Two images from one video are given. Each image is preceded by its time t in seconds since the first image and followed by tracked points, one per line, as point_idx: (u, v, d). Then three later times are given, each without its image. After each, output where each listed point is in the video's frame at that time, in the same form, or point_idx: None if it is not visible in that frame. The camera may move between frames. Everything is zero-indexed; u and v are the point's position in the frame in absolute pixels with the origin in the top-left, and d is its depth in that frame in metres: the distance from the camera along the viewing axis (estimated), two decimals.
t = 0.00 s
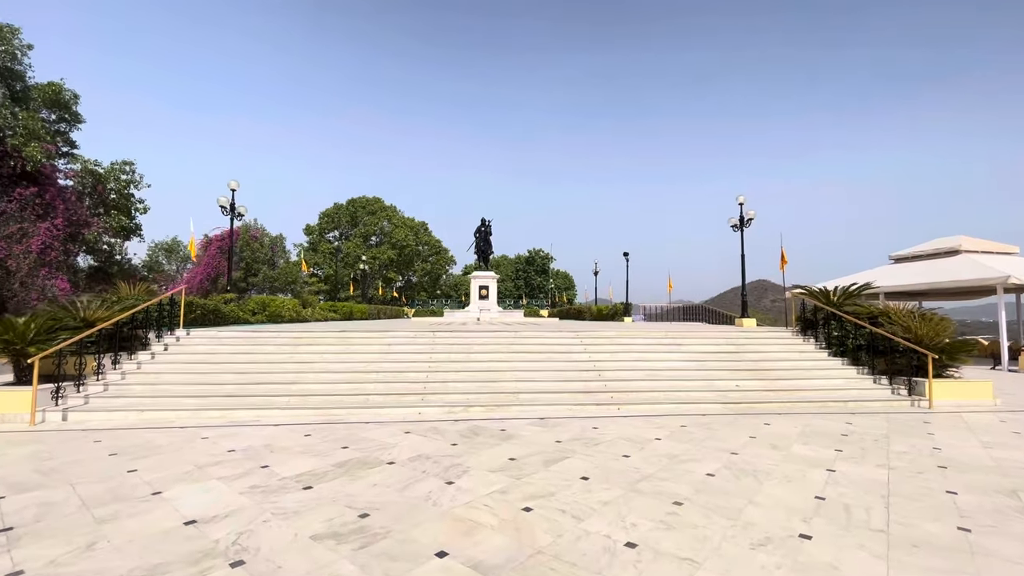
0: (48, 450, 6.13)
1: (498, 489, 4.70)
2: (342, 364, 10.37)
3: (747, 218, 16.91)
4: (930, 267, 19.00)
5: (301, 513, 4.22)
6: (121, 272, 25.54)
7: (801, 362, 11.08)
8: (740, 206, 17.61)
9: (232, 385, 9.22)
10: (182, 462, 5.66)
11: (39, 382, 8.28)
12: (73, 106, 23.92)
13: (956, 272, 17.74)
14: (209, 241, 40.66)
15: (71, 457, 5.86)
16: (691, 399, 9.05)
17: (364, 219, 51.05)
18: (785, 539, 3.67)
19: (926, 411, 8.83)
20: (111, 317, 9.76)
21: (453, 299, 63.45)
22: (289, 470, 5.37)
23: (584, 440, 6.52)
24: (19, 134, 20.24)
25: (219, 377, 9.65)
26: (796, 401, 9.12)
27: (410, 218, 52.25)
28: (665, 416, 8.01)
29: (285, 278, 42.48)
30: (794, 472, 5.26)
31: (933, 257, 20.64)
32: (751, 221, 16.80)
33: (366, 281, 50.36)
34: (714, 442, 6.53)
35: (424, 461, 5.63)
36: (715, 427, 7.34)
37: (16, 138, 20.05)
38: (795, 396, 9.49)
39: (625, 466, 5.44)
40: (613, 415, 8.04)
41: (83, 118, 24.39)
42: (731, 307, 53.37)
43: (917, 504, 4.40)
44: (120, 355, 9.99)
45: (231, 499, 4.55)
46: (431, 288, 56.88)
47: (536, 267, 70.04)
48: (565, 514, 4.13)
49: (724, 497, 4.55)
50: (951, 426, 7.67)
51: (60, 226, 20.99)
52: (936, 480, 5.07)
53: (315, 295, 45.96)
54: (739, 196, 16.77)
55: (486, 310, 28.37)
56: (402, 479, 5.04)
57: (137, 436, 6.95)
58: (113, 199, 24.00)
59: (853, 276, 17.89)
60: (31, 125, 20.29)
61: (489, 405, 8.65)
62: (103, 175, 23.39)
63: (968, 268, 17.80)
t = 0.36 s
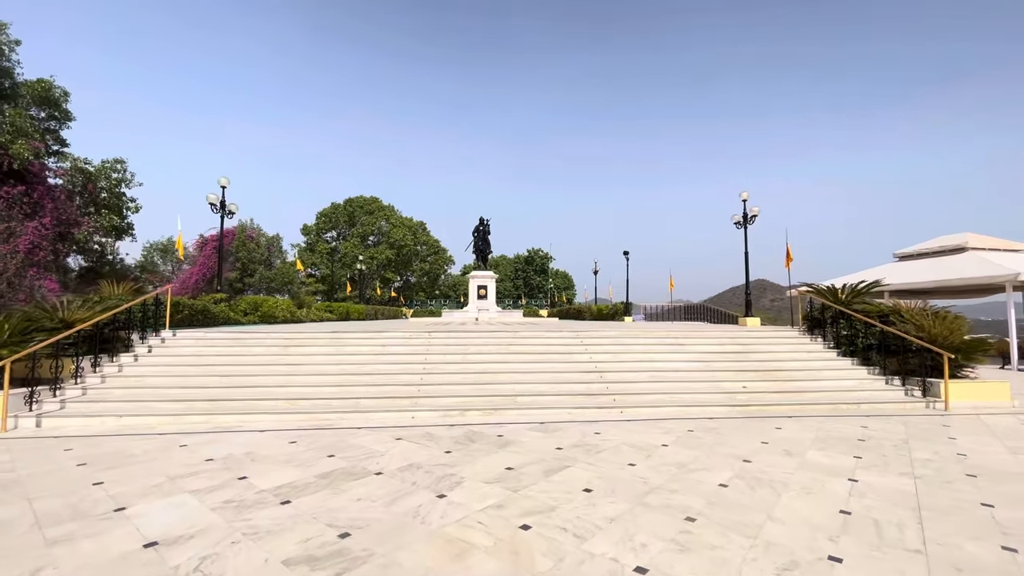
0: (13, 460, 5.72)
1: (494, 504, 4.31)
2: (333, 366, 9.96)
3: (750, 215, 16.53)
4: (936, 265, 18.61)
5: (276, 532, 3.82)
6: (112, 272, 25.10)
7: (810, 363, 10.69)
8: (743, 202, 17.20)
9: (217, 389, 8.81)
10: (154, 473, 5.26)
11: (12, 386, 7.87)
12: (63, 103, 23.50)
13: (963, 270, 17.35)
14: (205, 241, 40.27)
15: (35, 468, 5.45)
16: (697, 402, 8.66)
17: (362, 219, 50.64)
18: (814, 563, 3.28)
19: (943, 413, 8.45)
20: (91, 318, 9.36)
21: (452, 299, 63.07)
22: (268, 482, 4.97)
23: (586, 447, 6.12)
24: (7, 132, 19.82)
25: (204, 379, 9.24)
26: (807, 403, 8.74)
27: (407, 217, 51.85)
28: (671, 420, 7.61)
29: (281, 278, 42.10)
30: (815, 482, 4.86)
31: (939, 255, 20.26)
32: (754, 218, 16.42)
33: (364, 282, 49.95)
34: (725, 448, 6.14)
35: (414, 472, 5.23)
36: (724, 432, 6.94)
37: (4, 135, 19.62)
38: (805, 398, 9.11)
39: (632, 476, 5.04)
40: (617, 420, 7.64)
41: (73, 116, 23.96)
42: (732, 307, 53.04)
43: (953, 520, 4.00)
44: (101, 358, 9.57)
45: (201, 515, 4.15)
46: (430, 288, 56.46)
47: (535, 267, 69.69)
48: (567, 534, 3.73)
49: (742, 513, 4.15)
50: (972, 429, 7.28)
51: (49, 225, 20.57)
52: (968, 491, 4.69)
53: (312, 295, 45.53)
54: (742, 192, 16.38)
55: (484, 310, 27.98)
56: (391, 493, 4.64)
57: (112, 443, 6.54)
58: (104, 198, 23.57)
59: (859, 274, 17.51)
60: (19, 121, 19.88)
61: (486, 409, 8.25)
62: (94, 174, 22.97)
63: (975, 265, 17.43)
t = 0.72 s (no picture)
0: None
1: (490, 526, 3.91)
2: (324, 371, 9.54)
3: (754, 214, 16.17)
4: (943, 265, 18.26)
5: (245, 562, 3.41)
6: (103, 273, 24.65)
7: (819, 366, 10.31)
8: (747, 201, 16.84)
9: (201, 394, 8.39)
10: (122, 490, 4.85)
11: None
12: (52, 101, 23.01)
13: (971, 270, 17.00)
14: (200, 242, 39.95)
15: None
16: (704, 408, 8.27)
17: (359, 220, 50.20)
18: None
19: (961, 418, 8.08)
20: (69, 321, 8.94)
21: (450, 300, 62.66)
22: (245, 500, 4.56)
23: (589, 459, 5.73)
24: None
25: (188, 385, 8.82)
26: (819, 409, 8.36)
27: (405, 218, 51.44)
28: (678, 428, 7.22)
29: (277, 279, 41.65)
30: (840, 500, 4.47)
31: (945, 255, 19.92)
32: (758, 218, 16.05)
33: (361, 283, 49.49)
34: (738, 460, 5.74)
35: (404, 488, 4.82)
36: (735, 441, 6.55)
37: None
38: (817, 404, 8.73)
39: (640, 493, 4.64)
40: (621, 428, 7.24)
41: (63, 113, 23.46)
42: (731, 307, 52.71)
43: (999, 546, 3.61)
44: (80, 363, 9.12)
45: (165, 541, 3.75)
46: (427, 288, 56.05)
47: (533, 268, 69.35)
48: (572, 564, 3.33)
49: (764, 536, 3.75)
50: (995, 437, 6.90)
51: (36, 224, 20.11)
52: (1007, 509, 4.30)
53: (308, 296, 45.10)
54: (746, 191, 16.03)
55: (483, 311, 27.59)
56: (377, 513, 4.24)
57: (83, 455, 6.12)
58: (94, 197, 23.10)
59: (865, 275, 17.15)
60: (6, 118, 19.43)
61: (483, 416, 7.84)
62: (84, 173, 22.50)
63: (982, 265, 17.08)
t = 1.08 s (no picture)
0: None
1: (492, 550, 3.48)
2: (315, 372, 9.08)
3: (760, 212, 15.77)
4: (951, 265, 17.87)
5: None
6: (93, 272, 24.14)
7: (832, 368, 9.90)
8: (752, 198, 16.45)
9: (185, 397, 7.94)
10: (86, 505, 4.41)
11: None
12: (42, 96, 22.50)
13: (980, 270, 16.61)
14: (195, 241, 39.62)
15: None
16: (715, 414, 7.84)
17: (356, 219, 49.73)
18: None
19: (985, 424, 7.68)
20: (46, 320, 8.48)
21: (448, 300, 62.20)
22: (220, 518, 4.13)
23: (598, 469, 5.30)
24: None
25: (171, 387, 8.36)
26: (835, 415, 7.95)
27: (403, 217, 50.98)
28: (689, 435, 6.79)
29: (272, 278, 41.33)
30: (876, 519, 4.05)
31: (952, 255, 19.55)
32: (764, 215, 15.65)
33: (359, 282, 49.04)
34: (758, 471, 5.32)
35: (396, 504, 4.38)
36: (752, 449, 6.13)
37: None
38: (832, 409, 8.31)
39: (656, 509, 4.21)
40: (629, 435, 6.81)
41: (53, 108, 22.91)
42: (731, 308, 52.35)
43: None
44: (58, 364, 8.66)
45: (123, 567, 3.31)
46: (425, 288, 55.61)
47: (532, 268, 68.98)
48: None
49: (800, 562, 3.33)
50: None
51: (24, 221, 19.60)
52: None
53: (303, 296, 44.86)
54: (752, 188, 15.64)
55: (481, 311, 27.16)
56: (365, 533, 3.80)
57: (51, 465, 5.66)
58: (84, 194, 22.56)
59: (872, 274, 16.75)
60: None
61: (483, 421, 7.40)
62: (75, 169, 21.99)
63: (992, 265, 16.70)
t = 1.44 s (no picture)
0: None
1: None
2: (304, 375, 8.67)
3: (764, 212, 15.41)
4: (959, 266, 17.51)
5: None
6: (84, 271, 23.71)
7: (844, 373, 9.52)
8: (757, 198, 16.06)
9: (165, 402, 7.52)
10: (41, 524, 4.01)
11: None
12: (33, 91, 22.06)
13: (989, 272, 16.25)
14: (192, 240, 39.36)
15: None
16: (724, 422, 7.45)
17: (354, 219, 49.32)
18: None
19: (1006, 434, 7.31)
20: (21, 319, 8.09)
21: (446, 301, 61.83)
22: (187, 540, 3.73)
23: (602, 484, 4.91)
24: None
25: (152, 391, 7.95)
26: (850, 423, 7.57)
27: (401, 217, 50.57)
28: (699, 445, 6.40)
29: (268, 279, 40.60)
30: (912, 544, 3.67)
31: (958, 257, 19.20)
32: (769, 216, 15.29)
33: (356, 283, 48.64)
34: (775, 487, 4.94)
35: (382, 524, 3.98)
36: (766, 461, 5.74)
37: None
38: (845, 416, 7.94)
39: (669, 533, 3.83)
40: (635, 445, 6.42)
41: (43, 103, 22.45)
42: (731, 310, 52.02)
43: None
44: (33, 366, 8.26)
45: None
46: (424, 289, 55.27)
47: (530, 269, 68.67)
48: None
49: None
50: None
51: (12, 218, 19.14)
52: None
53: (300, 296, 44.33)
54: (756, 188, 15.28)
55: (479, 312, 26.77)
56: (347, 560, 3.42)
57: (14, 476, 5.26)
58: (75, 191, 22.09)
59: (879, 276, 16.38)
60: None
61: (480, 429, 7.01)
62: (65, 165, 21.54)
63: (1000, 267, 16.34)
